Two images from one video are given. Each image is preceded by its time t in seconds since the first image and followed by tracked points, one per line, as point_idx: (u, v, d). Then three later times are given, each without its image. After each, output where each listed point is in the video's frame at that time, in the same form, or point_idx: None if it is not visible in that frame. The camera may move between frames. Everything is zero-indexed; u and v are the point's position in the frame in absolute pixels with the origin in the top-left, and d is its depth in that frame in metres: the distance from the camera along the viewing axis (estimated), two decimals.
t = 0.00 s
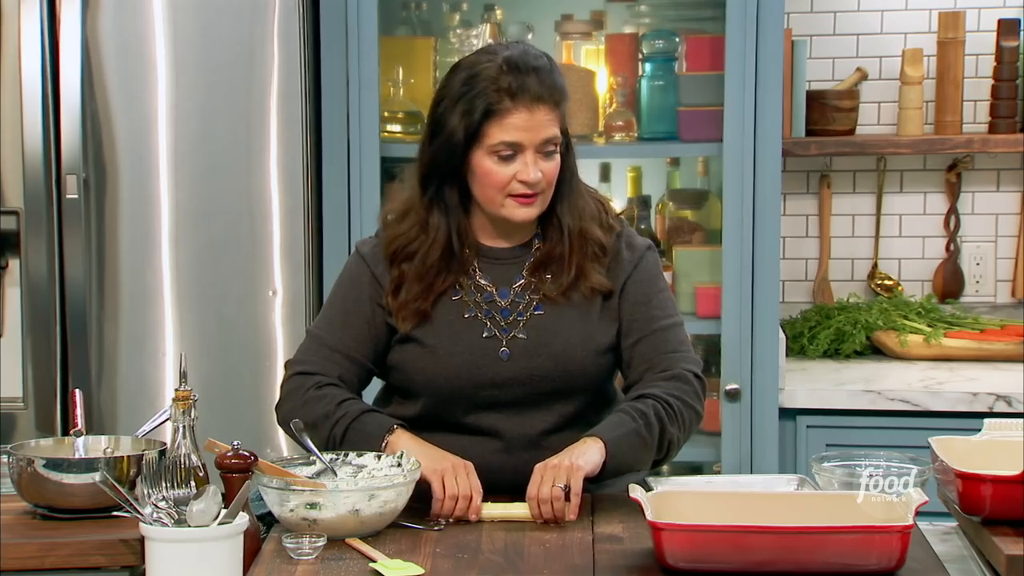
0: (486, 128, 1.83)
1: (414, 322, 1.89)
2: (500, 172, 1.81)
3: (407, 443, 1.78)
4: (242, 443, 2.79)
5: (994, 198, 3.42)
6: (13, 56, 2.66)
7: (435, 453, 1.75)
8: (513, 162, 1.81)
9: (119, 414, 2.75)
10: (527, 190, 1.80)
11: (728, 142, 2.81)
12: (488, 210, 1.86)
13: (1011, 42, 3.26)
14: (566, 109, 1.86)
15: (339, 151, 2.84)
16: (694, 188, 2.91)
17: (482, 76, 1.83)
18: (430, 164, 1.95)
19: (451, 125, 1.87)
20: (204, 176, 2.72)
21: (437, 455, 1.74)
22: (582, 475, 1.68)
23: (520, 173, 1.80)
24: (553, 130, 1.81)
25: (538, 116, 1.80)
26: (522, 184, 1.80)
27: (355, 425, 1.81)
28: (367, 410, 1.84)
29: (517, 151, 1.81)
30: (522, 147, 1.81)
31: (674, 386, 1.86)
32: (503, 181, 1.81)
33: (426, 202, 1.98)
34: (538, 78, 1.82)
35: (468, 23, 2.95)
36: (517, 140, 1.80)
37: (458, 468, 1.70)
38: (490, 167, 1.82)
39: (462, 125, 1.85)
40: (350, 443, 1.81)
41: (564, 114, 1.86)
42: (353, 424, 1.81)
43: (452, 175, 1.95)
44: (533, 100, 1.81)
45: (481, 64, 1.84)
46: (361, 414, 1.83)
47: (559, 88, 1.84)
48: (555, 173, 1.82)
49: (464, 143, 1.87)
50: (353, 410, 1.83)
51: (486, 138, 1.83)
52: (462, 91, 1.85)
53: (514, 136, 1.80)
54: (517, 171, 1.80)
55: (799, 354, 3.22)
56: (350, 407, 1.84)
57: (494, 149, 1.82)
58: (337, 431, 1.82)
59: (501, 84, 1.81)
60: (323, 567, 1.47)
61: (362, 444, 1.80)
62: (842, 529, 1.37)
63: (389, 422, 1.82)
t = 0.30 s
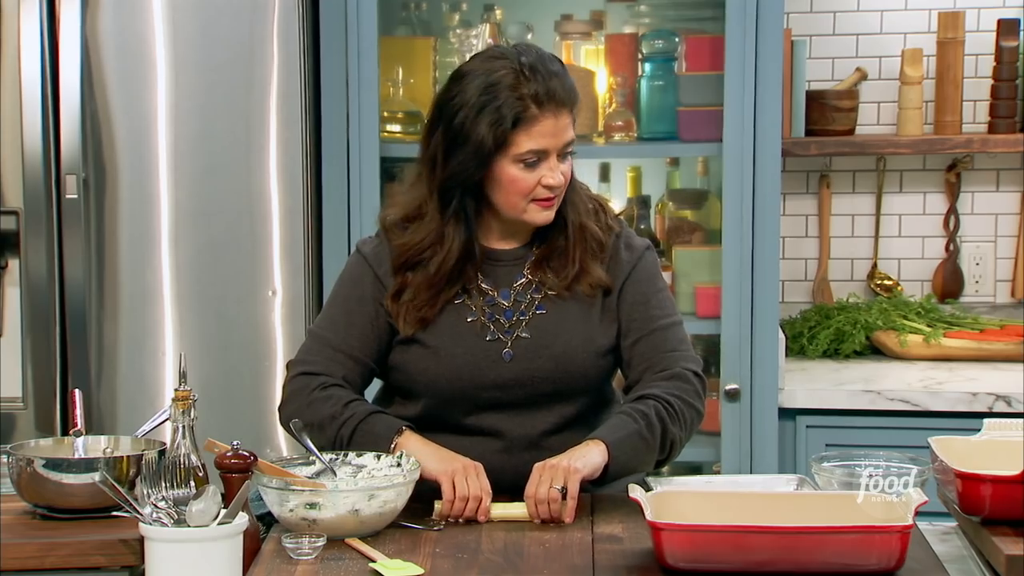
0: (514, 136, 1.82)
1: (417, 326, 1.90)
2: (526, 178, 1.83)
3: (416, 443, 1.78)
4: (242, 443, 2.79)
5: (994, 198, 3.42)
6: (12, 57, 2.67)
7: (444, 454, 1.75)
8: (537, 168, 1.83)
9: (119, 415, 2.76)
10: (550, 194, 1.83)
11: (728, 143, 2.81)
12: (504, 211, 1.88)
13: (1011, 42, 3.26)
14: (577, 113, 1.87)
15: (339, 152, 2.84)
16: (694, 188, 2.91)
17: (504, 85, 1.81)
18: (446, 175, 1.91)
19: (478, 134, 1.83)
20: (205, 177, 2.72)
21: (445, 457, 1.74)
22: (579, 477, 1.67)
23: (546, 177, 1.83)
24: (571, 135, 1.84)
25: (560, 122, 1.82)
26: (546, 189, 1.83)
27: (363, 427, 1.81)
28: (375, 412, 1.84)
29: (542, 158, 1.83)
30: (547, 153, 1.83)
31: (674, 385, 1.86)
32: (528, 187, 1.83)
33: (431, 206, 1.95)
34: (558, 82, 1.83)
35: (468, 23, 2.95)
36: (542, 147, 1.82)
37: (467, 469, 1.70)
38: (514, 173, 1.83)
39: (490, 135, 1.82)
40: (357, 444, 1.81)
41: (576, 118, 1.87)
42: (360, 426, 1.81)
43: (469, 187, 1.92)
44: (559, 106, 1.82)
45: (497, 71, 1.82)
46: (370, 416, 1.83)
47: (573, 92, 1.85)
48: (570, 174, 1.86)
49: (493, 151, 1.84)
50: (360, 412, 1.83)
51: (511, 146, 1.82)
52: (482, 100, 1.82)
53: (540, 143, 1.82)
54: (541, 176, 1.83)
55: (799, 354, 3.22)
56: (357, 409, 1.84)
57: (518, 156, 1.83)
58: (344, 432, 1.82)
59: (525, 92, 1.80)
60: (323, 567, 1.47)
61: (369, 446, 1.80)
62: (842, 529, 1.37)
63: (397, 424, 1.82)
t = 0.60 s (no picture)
0: (522, 135, 1.82)
1: (415, 326, 1.89)
2: (534, 176, 1.83)
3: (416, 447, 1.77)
4: (238, 443, 2.79)
5: (990, 198, 3.43)
6: (8, 57, 2.67)
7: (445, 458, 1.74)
8: (544, 165, 1.84)
9: (114, 415, 2.75)
10: (554, 191, 1.85)
11: (723, 143, 2.81)
12: (509, 210, 1.87)
13: (1007, 42, 3.26)
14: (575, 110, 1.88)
15: (335, 153, 2.84)
16: (689, 188, 2.91)
17: (508, 85, 1.81)
18: (452, 179, 1.90)
19: (487, 136, 1.82)
20: (201, 177, 2.72)
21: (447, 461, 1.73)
22: (575, 481, 1.67)
23: (553, 174, 1.84)
24: (572, 133, 1.85)
25: (564, 120, 1.83)
26: (551, 185, 1.84)
27: (363, 429, 1.81)
28: (375, 415, 1.83)
29: (549, 154, 1.84)
30: (553, 150, 1.84)
31: (669, 385, 1.86)
32: (536, 184, 1.84)
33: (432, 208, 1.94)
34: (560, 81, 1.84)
35: (464, 23, 2.95)
36: (548, 145, 1.82)
37: (466, 474, 1.69)
38: (521, 172, 1.83)
39: (501, 135, 1.81)
40: (356, 446, 1.81)
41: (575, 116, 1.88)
42: (360, 428, 1.81)
43: (478, 190, 1.90)
44: (563, 103, 1.83)
45: (498, 72, 1.82)
46: (370, 419, 1.82)
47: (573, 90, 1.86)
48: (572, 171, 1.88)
49: (504, 151, 1.83)
50: (360, 414, 1.83)
51: (518, 146, 1.82)
52: (487, 102, 1.82)
53: (546, 142, 1.82)
54: (547, 173, 1.84)
55: (795, 354, 3.23)
56: (358, 411, 1.83)
57: (525, 155, 1.83)
58: (344, 434, 1.82)
59: (532, 90, 1.81)
60: (318, 567, 1.47)
61: (369, 449, 1.80)
62: (837, 529, 1.37)
63: (398, 427, 1.81)
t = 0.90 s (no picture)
0: (522, 133, 1.82)
1: (412, 325, 1.89)
2: (533, 173, 1.83)
3: (414, 446, 1.76)
4: (233, 443, 2.79)
5: (985, 198, 3.43)
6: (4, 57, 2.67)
7: (444, 456, 1.74)
8: (543, 162, 1.84)
9: (110, 415, 2.75)
10: (553, 188, 1.85)
11: (719, 143, 2.81)
12: (508, 208, 1.87)
13: (1002, 42, 3.26)
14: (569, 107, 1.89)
15: (330, 153, 2.83)
16: (685, 188, 2.91)
17: (506, 83, 1.81)
18: (451, 178, 1.90)
19: (487, 134, 1.82)
20: (196, 177, 2.71)
21: (445, 460, 1.72)
22: (573, 482, 1.67)
23: (552, 171, 1.84)
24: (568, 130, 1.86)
25: (561, 117, 1.84)
26: (551, 182, 1.84)
27: (360, 428, 1.80)
28: (373, 413, 1.83)
29: (548, 151, 1.84)
30: (552, 146, 1.84)
31: (664, 383, 1.86)
32: (535, 182, 1.84)
33: (429, 208, 1.94)
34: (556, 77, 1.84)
35: (460, 23, 2.96)
36: (546, 142, 1.83)
37: (463, 476, 1.68)
38: (520, 169, 1.83)
39: (500, 133, 1.81)
40: (355, 446, 1.81)
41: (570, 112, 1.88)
42: (358, 428, 1.81)
43: (478, 188, 1.89)
44: (560, 100, 1.83)
45: (495, 70, 1.82)
46: (367, 418, 1.82)
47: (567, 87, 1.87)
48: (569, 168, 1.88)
49: (503, 149, 1.83)
50: (357, 413, 1.83)
51: (517, 143, 1.82)
52: (485, 100, 1.82)
53: (546, 139, 1.83)
54: (546, 170, 1.84)
55: (791, 354, 3.23)
56: (354, 410, 1.83)
57: (524, 153, 1.83)
58: (342, 433, 1.81)
59: (530, 87, 1.81)
60: (313, 567, 1.47)
61: (368, 449, 1.79)
62: (832, 529, 1.37)
63: (396, 425, 1.81)
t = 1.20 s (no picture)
0: (517, 132, 1.82)
1: (406, 324, 1.89)
2: (527, 172, 1.83)
3: (409, 445, 1.75)
4: (227, 443, 2.78)
5: (978, 198, 3.43)
6: None
7: (438, 454, 1.73)
8: (537, 162, 1.84)
9: (104, 414, 2.75)
10: (547, 187, 1.85)
11: (713, 143, 2.81)
12: (501, 207, 1.87)
13: (995, 42, 3.28)
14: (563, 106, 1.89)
15: (324, 154, 2.83)
16: (678, 188, 2.91)
17: (501, 82, 1.81)
18: (445, 176, 1.89)
19: (481, 132, 1.82)
20: (190, 177, 2.71)
21: (439, 458, 1.72)
22: (566, 481, 1.66)
23: (546, 171, 1.84)
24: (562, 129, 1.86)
25: (556, 116, 1.84)
26: (545, 182, 1.84)
27: (355, 427, 1.80)
28: (368, 411, 1.83)
29: (542, 151, 1.84)
30: (546, 146, 1.84)
31: (658, 382, 1.86)
32: (529, 181, 1.84)
33: (423, 205, 1.93)
34: (550, 76, 1.84)
35: (453, 23, 2.96)
36: (541, 141, 1.83)
37: (455, 476, 1.67)
38: (514, 168, 1.83)
39: (495, 132, 1.81)
40: (352, 446, 1.81)
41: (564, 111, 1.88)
42: (354, 427, 1.81)
43: (471, 186, 1.89)
44: (556, 100, 1.83)
45: (491, 69, 1.82)
46: (363, 416, 1.82)
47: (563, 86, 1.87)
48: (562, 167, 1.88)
49: (497, 148, 1.82)
50: (352, 412, 1.83)
51: (512, 142, 1.82)
52: (480, 99, 1.81)
53: (540, 138, 1.83)
54: (541, 169, 1.84)
55: (785, 353, 3.23)
56: (349, 409, 1.83)
57: (519, 152, 1.83)
58: (338, 433, 1.82)
59: (526, 86, 1.81)
60: (307, 567, 1.47)
61: (364, 448, 1.79)
62: (826, 529, 1.37)
63: (392, 422, 1.81)
